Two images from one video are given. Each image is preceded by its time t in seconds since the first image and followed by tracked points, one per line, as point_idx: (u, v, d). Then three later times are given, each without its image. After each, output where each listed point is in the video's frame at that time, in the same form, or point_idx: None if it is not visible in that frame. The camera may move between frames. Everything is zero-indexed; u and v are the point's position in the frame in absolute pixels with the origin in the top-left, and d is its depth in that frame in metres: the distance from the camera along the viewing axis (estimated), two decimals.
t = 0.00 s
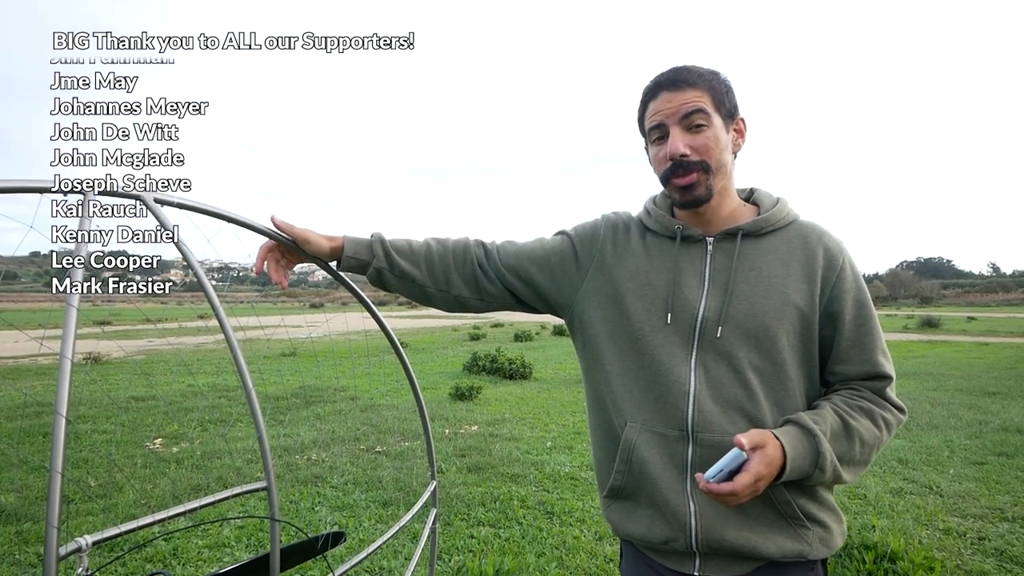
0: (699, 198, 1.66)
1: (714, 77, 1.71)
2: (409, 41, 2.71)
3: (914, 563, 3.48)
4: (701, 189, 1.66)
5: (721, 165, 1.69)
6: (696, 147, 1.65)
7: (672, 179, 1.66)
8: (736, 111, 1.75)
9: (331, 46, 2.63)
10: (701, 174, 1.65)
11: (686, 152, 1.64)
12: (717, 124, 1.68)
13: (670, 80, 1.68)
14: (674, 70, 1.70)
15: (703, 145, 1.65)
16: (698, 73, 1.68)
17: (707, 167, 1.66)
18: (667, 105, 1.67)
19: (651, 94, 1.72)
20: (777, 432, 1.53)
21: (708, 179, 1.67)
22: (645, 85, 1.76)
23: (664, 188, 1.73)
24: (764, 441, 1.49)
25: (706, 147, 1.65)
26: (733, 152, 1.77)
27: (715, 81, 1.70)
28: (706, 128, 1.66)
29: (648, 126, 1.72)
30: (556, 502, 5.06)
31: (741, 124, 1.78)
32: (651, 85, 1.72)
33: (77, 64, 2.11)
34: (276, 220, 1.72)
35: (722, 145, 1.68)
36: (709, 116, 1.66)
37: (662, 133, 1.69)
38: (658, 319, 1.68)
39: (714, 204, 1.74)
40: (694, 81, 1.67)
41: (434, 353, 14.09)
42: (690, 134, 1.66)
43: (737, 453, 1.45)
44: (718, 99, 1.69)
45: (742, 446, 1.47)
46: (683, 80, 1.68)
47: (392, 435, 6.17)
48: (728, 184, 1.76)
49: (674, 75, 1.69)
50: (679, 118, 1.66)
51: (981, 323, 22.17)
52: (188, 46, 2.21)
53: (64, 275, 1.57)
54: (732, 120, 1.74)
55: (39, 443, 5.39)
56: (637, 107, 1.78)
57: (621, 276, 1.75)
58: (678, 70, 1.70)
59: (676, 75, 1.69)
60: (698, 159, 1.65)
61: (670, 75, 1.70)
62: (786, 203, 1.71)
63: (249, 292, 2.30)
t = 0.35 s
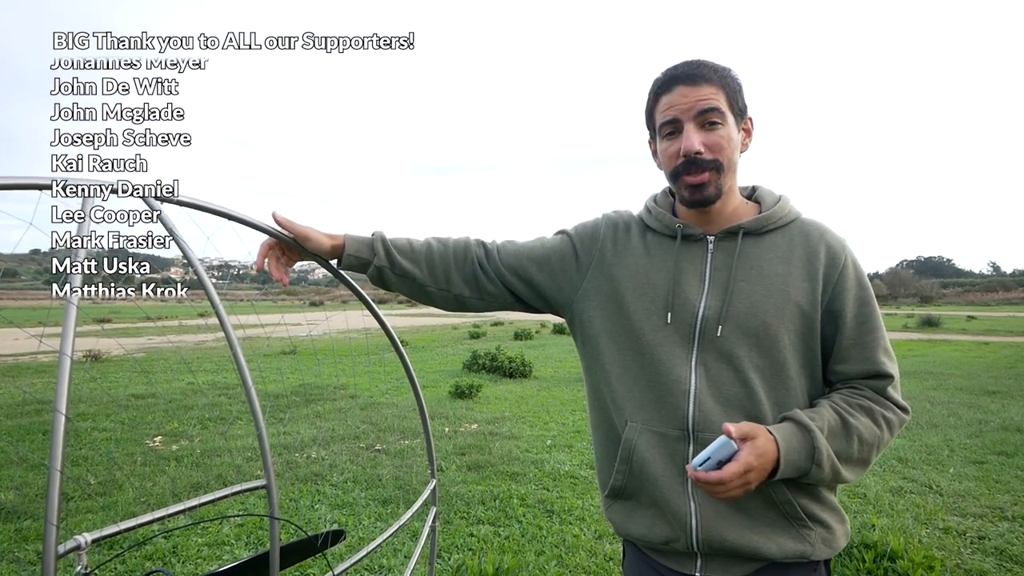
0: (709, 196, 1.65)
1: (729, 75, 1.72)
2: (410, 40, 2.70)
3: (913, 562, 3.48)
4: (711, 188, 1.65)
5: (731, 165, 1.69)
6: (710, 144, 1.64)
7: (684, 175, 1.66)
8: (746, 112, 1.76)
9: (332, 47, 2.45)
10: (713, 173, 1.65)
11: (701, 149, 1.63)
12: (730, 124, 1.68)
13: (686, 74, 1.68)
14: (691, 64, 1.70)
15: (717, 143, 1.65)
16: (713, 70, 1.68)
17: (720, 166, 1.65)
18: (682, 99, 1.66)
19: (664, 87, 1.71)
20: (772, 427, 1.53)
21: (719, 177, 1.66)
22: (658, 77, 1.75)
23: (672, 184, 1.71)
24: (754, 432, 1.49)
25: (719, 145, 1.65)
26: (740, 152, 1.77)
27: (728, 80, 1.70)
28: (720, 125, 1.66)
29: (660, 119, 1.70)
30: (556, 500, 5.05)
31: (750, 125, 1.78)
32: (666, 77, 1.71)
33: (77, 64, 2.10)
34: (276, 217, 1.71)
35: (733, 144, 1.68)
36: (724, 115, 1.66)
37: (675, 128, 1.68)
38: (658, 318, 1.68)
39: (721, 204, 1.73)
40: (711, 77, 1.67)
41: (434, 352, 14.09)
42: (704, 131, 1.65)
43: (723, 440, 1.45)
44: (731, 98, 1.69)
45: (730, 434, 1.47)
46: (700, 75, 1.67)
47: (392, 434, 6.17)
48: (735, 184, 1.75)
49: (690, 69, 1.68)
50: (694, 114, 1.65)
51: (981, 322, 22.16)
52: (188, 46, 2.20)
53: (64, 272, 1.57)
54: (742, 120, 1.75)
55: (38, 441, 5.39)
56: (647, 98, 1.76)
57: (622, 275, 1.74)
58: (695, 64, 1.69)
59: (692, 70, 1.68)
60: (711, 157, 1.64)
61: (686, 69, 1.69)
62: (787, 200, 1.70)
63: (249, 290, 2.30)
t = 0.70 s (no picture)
0: (710, 196, 1.65)
1: (733, 75, 1.71)
2: (410, 41, 2.69)
3: (912, 561, 3.48)
4: (714, 188, 1.65)
5: (734, 165, 1.69)
6: (713, 144, 1.64)
7: (686, 175, 1.65)
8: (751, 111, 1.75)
9: (332, 46, 2.52)
10: (715, 173, 1.65)
11: (704, 149, 1.63)
12: (734, 124, 1.67)
13: (690, 73, 1.67)
14: (696, 63, 1.69)
15: (720, 144, 1.64)
16: (717, 69, 1.68)
17: (722, 166, 1.65)
18: (687, 98, 1.66)
19: (669, 85, 1.70)
20: (779, 429, 1.53)
21: (722, 178, 1.66)
22: (663, 75, 1.74)
23: (674, 184, 1.71)
24: (766, 439, 1.48)
25: (723, 145, 1.64)
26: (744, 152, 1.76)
27: (732, 79, 1.70)
28: (723, 126, 1.65)
29: (664, 118, 1.70)
30: (555, 500, 5.05)
31: (753, 124, 1.78)
32: (670, 75, 1.70)
33: (77, 64, 2.09)
34: (274, 215, 1.70)
35: (737, 145, 1.67)
36: (728, 115, 1.66)
37: (679, 127, 1.67)
38: (660, 316, 1.68)
39: (724, 204, 1.73)
40: (715, 76, 1.67)
41: (432, 351, 14.09)
42: (708, 130, 1.65)
43: (740, 450, 1.44)
44: (735, 97, 1.69)
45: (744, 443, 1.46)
46: (704, 74, 1.67)
47: (390, 434, 6.16)
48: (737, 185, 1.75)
49: (695, 68, 1.68)
50: (698, 113, 1.65)
51: (979, 321, 22.20)
52: (188, 46, 2.19)
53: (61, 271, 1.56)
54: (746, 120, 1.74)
55: (35, 440, 5.37)
56: (651, 96, 1.75)
57: (623, 272, 1.74)
58: (700, 63, 1.69)
59: (697, 68, 1.68)
60: (714, 158, 1.64)
61: (692, 68, 1.68)
62: (789, 201, 1.70)
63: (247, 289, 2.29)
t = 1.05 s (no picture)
0: (713, 192, 1.65)
1: (746, 77, 1.72)
2: (410, 40, 2.66)
3: (907, 560, 3.49)
4: (716, 185, 1.66)
5: (738, 165, 1.69)
6: (720, 141, 1.64)
7: (691, 168, 1.66)
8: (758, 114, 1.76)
9: (332, 47, 2.38)
10: (719, 170, 1.65)
11: (711, 145, 1.63)
12: (742, 124, 1.68)
13: (705, 68, 1.67)
14: (710, 59, 1.69)
15: (727, 141, 1.65)
16: (731, 68, 1.68)
17: (727, 164, 1.66)
18: (699, 91, 1.66)
19: (682, 78, 1.70)
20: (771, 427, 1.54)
21: (725, 176, 1.67)
22: (676, 68, 1.74)
23: (677, 178, 1.71)
24: (760, 435, 1.49)
25: (729, 143, 1.65)
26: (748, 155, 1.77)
27: (744, 79, 1.70)
28: (732, 124, 1.66)
29: (674, 110, 1.70)
30: (552, 498, 5.06)
31: (759, 127, 1.79)
32: (684, 69, 1.71)
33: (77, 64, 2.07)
34: (269, 212, 1.69)
35: (743, 145, 1.68)
36: (737, 113, 1.66)
37: (688, 120, 1.67)
38: (656, 312, 1.68)
39: (722, 203, 1.73)
40: (728, 74, 1.68)
41: (429, 349, 14.08)
42: (716, 127, 1.65)
43: (735, 444, 1.45)
44: (745, 98, 1.70)
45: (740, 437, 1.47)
46: (719, 71, 1.67)
47: (386, 431, 6.16)
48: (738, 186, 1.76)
49: (710, 63, 1.68)
50: (709, 109, 1.65)
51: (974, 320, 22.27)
52: (188, 45, 2.18)
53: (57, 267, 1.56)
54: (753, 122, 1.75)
55: (32, 437, 5.37)
56: (663, 88, 1.75)
57: (618, 269, 1.74)
58: (715, 59, 1.69)
59: (712, 64, 1.68)
60: (720, 154, 1.64)
61: (706, 63, 1.68)
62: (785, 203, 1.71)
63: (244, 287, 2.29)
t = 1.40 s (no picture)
0: (707, 197, 1.65)
1: (745, 82, 1.72)
2: (409, 40, 2.66)
3: (909, 560, 3.48)
4: (711, 189, 1.65)
5: (734, 170, 1.69)
6: (717, 145, 1.64)
7: (686, 172, 1.65)
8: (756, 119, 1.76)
9: (331, 46, 2.44)
10: (715, 175, 1.65)
11: (707, 149, 1.63)
12: (739, 129, 1.68)
13: (704, 72, 1.67)
14: (710, 64, 1.69)
15: (724, 146, 1.64)
16: (730, 72, 1.68)
17: (723, 168, 1.65)
18: (697, 96, 1.66)
19: (681, 81, 1.70)
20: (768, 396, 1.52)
21: (721, 180, 1.66)
22: (676, 71, 1.74)
23: (673, 181, 1.71)
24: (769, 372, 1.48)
25: (726, 147, 1.64)
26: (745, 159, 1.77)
27: (743, 84, 1.70)
28: (729, 128, 1.65)
29: (672, 114, 1.69)
30: (552, 499, 5.05)
31: (757, 132, 1.79)
32: (683, 73, 1.70)
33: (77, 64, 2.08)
34: (268, 214, 1.69)
35: (739, 150, 1.67)
36: (735, 118, 1.66)
37: (685, 124, 1.67)
38: (652, 312, 1.67)
39: (718, 207, 1.73)
40: (727, 79, 1.68)
41: (429, 350, 14.07)
42: (714, 131, 1.65)
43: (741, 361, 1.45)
44: (743, 103, 1.70)
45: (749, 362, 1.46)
46: (717, 76, 1.67)
47: (387, 432, 6.16)
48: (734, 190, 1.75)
49: (709, 68, 1.68)
50: (706, 113, 1.65)
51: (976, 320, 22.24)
52: (188, 46, 2.19)
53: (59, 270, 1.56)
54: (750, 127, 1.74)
55: (33, 439, 5.37)
56: (662, 91, 1.75)
57: (615, 270, 1.74)
58: (714, 64, 1.69)
59: (711, 69, 1.68)
60: (716, 159, 1.64)
61: (706, 67, 1.68)
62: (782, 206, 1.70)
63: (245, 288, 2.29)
